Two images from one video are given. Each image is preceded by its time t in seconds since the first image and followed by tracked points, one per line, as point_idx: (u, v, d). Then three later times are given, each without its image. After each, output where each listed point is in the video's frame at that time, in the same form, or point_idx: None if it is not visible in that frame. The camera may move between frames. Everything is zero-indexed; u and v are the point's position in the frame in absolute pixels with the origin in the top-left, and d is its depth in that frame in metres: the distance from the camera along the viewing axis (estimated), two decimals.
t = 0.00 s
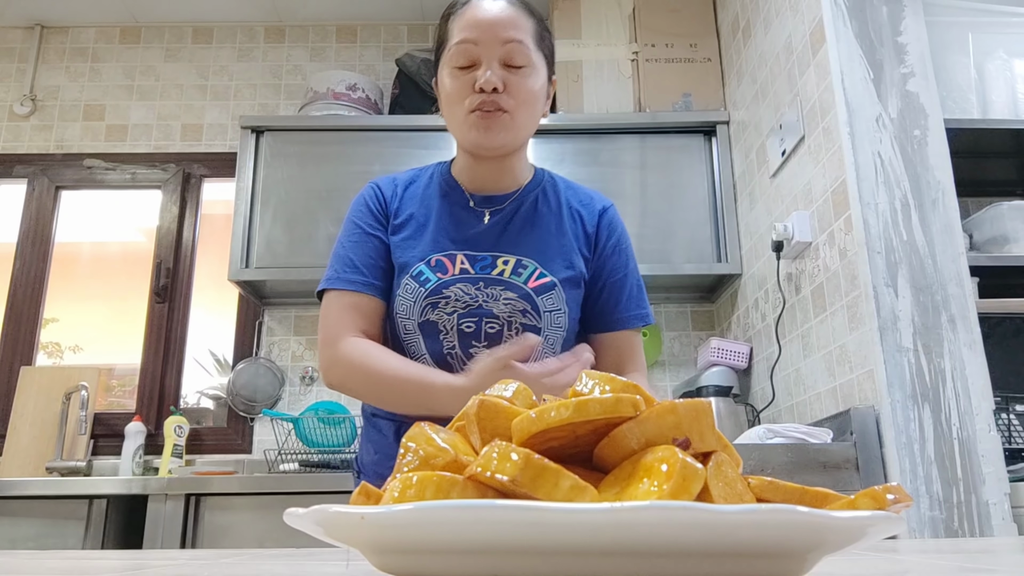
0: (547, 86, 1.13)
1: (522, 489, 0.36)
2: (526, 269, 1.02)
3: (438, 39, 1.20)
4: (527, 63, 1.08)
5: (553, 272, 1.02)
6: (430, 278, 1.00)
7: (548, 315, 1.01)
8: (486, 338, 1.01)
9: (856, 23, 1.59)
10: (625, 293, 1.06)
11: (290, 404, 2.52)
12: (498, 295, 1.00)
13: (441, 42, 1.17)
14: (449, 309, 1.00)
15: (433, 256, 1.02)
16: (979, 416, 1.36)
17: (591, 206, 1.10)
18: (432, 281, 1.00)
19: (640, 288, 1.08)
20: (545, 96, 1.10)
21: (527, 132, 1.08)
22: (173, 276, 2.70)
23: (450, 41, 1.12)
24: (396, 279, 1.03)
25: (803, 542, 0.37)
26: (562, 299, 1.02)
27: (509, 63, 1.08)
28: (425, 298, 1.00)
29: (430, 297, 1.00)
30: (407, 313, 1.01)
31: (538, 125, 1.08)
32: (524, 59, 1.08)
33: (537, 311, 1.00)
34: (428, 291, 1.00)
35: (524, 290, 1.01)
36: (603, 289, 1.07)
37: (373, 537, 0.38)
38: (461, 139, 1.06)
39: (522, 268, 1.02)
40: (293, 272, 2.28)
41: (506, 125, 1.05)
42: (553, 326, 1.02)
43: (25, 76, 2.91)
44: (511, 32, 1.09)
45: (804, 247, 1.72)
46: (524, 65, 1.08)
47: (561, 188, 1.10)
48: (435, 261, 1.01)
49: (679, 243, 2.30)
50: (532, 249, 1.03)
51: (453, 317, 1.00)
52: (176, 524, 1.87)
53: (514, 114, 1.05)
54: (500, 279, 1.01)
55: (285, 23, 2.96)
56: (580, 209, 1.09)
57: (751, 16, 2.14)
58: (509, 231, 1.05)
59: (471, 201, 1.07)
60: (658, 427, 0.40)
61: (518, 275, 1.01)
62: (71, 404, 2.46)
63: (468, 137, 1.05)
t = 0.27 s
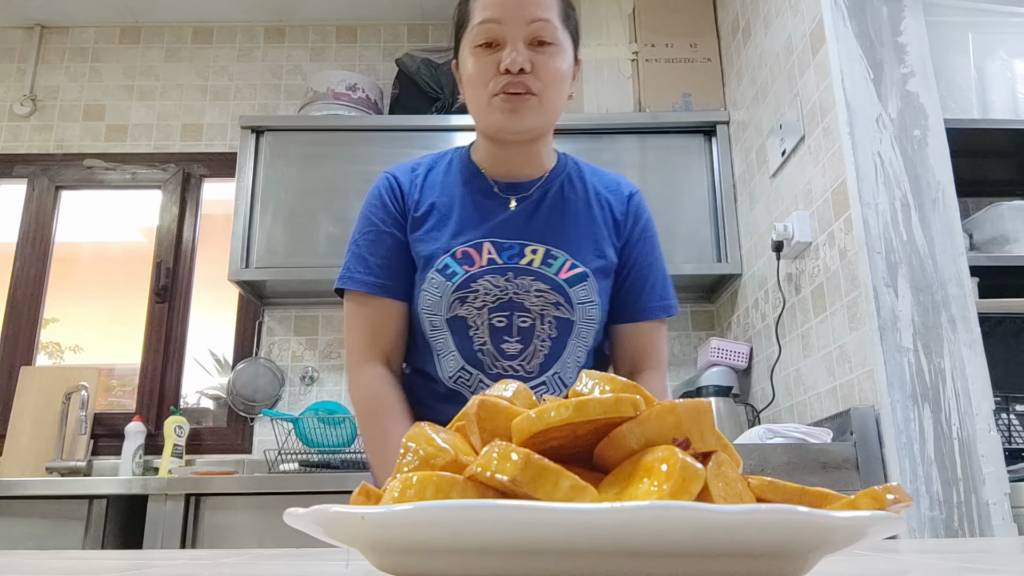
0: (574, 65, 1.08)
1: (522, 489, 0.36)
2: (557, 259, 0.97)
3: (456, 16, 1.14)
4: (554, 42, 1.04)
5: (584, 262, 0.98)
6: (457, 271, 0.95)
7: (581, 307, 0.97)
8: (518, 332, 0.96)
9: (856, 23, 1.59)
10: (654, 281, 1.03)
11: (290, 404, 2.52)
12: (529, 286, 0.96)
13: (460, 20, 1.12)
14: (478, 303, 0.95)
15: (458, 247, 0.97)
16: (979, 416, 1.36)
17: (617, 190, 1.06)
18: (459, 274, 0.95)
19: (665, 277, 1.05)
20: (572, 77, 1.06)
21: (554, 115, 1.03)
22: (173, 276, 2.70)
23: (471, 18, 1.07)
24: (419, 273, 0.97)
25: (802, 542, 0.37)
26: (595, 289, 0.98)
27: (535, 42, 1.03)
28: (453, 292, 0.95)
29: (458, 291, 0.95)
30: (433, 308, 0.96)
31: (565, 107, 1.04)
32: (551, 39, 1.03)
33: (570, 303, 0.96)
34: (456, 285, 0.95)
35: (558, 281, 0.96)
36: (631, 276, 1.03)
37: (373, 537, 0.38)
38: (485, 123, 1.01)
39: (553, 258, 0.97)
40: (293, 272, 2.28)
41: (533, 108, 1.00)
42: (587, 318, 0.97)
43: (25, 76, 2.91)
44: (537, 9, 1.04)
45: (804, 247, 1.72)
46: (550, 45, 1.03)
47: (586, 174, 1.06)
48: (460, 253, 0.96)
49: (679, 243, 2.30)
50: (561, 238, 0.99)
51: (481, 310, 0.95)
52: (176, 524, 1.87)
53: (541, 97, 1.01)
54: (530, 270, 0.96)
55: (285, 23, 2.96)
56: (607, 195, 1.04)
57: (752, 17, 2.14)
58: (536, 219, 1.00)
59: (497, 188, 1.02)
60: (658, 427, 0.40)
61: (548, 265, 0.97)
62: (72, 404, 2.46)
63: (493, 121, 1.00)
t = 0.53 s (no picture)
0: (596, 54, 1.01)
1: (522, 490, 0.36)
2: (582, 263, 0.96)
3: None
4: (574, 36, 0.96)
5: (610, 265, 0.97)
6: (481, 278, 0.94)
7: (608, 312, 0.96)
8: (543, 340, 0.96)
9: (856, 23, 1.58)
10: (678, 280, 1.03)
11: (290, 404, 2.52)
12: (555, 293, 0.95)
13: None
14: (502, 310, 0.95)
15: (481, 253, 0.95)
16: (979, 416, 1.36)
17: (639, 186, 1.04)
18: (483, 282, 0.94)
19: (688, 276, 1.04)
20: (593, 71, 0.99)
21: (572, 114, 0.98)
22: (173, 276, 2.70)
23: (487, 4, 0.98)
24: (439, 279, 0.96)
25: (801, 542, 0.37)
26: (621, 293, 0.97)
27: (555, 37, 0.95)
28: (477, 300, 0.95)
29: (482, 298, 0.95)
30: (456, 316, 0.95)
31: (584, 105, 0.98)
32: (571, 33, 0.96)
33: (596, 309, 0.96)
34: (480, 293, 0.95)
35: (584, 287, 0.95)
36: (655, 277, 1.03)
37: (373, 536, 0.38)
38: (501, 126, 0.97)
39: (578, 262, 0.96)
40: (293, 272, 2.28)
41: (550, 110, 0.95)
42: (613, 323, 0.97)
43: (25, 76, 2.91)
44: None
45: (804, 247, 1.72)
46: (571, 40, 0.96)
47: (607, 171, 1.04)
48: (483, 259, 0.95)
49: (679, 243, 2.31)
50: (585, 241, 0.98)
51: (506, 317, 0.96)
52: (176, 525, 1.87)
53: (558, 99, 0.95)
54: (555, 275, 0.95)
55: (285, 23, 2.96)
56: (631, 194, 1.03)
57: (751, 16, 2.14)
58: (559, 220, 0.98)
59: (516, 187, 1.00)
60: (659, 426, 0.40)
61: (574, 269, 0.96)
62: (71, 405, 2.46)
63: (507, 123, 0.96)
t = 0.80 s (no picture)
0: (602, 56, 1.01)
1: (521, 489, 0.36)
2: (590, 267, 0.96)
3: None
4: (582, 37, 0.96)
5: (617, 269, 0.97)
6: (488, 283, 0.94)
7: (615, 317, 0.97)
8: (551, 345, 0.96)
9: (856, 23, 1.59)
10: (683, 283, 1.03)
11: (290, 404, 2.52)
12: (562, 297, 0.95)
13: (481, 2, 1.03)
14: (510, 316, 0.95)
15: (488, 256, 0.95)
16: (979, 416, 1.36)
17: (645, 188, 1.05)
18: (491, 286, 0.94)
19: (693, 277, 1.05)
20: (599, 71, 0.99)
21: (580, 115, 0.98)
22: (173, 276, 2.70)
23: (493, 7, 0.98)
24: (446, 283, 0.95)
25: (801, 542, 0.37)
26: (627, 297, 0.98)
27: (562, 37, 0.95)
28: (484, 305, 0.94)
29: (489, 303, 0.94)
30: (464, 320, 0.95)
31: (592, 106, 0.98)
32: (579, 34, 0.96)
33: (604, 314, 0.96)
34: (487, 297, 0.94)
35: (591, 292, 0.95)
36: (661, 279, 1.03)
37: (373, 537, 0.38)
38: (507, 126, 0.97)
39: (585, 266, 0.96)
40: (293, 272, 2.28)
41: (558, 112, 0.95)
42: (619, 328, 0.98)
43: (25, 76, 2.91)
44: None
45: (804, 247, 1.72)
46: (578, 40, 0.96)
47: (612, 171, 1.04)
48: (491, 263, 0.95)
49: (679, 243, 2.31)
50: (593, 244, 0.97)
51: (512, 322, 0.96)
52: (176, 525, 1.87)
53: (567, 99, 0.95)
54: (563, 280, 0.95)
55: (285, 23, 2.96)
56: (636, 194, 1.03)
57: (752, 16, 2.14)
58: (566, 223, 0.98)
59: (522, 189, 0.99)
60: (658, 427, 0.40)
61: (581, 274, 0.96)
62: (71, 405, 2.46)
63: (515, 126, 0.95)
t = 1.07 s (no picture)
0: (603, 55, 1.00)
1: (522, 490, 0.36)
2: (588, 274, 0.97)
3: None
4: (583, 39, 0.95)
5: (616, 275, 0.98)
6: (488, 291, 0.95)
7: (614, 322, 0.98)
8: (549, 352, 0.98)
9: (856, 23, 1.58)
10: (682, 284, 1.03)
11: (290, 404, 2.52)
12: (561, 305, 0.96)
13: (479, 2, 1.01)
14: (509, 323, 0.97)
15: (489, 264, 0.96)
16: (979, 416, 1.36)
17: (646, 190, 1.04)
18: (490, 294, 0.95)
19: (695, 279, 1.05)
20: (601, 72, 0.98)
21: (582, 119, 0.97)
22: (173, 276, 2.70)
23: (492, 8, 0.96)
24: (447, 290, 0.97)
25: (801, 543, 0.37)
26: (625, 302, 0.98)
27: (563, 41, 0.94)
28: (484, 313, 0.96)
29: (488, 311, 0.96)
30: (463, 328, 0.97)
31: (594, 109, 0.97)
32: (580, 36, 0.94)
33: (603, 320, 0.97)
34: (486, 305, 0.95)
35: (590, 298, 0.96)
36: (661, 282, 1.03)
37: (374, 537, 0.38)
38: (509, 131, 0.96)
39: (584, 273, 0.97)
40: (293, 272, 2.28)
41: (561, 116, 0.95)
42: (618, 332, 0.99)
43: (25, 76, 2.91)
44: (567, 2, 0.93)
45: (804, 247, 1.72)
46: (579, 43, 0.94)
47: (612, 175, 1.04)
48: (490, 271, 0.95)
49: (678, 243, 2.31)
50: (592, 250, 0.98)
51: (511, 328, 0.97)
52: (176, 525, 1.87)
53: (569, 104, 0.95)
54: (561, 288, 0.96)
55: (285, 23, 2.96)
56: (635, 198, 1.03)
57: (751, 16, 2.14)
58: (565, 229, 0.99)
59: (521, 196, 0.99)
60: (658, 427, 0.40)
61: (579, 281, 0.97)
62: (71, 404, 2.46)
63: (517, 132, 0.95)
